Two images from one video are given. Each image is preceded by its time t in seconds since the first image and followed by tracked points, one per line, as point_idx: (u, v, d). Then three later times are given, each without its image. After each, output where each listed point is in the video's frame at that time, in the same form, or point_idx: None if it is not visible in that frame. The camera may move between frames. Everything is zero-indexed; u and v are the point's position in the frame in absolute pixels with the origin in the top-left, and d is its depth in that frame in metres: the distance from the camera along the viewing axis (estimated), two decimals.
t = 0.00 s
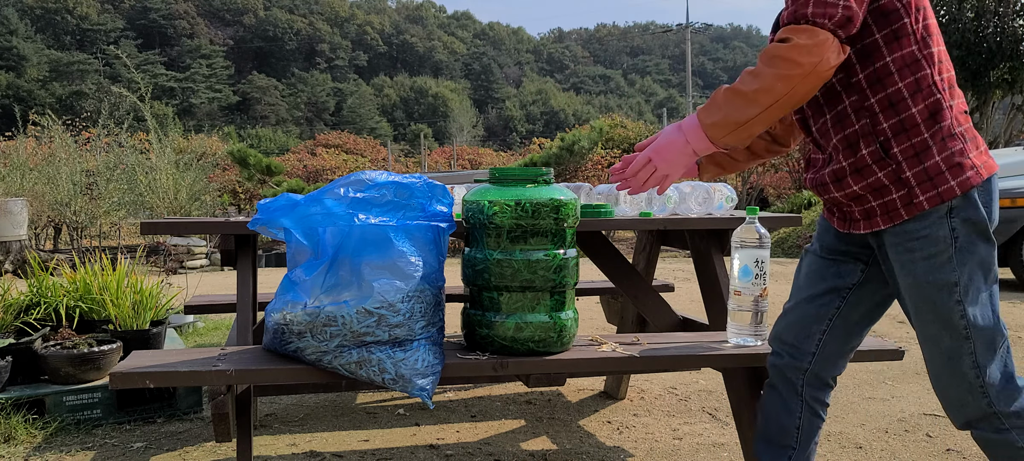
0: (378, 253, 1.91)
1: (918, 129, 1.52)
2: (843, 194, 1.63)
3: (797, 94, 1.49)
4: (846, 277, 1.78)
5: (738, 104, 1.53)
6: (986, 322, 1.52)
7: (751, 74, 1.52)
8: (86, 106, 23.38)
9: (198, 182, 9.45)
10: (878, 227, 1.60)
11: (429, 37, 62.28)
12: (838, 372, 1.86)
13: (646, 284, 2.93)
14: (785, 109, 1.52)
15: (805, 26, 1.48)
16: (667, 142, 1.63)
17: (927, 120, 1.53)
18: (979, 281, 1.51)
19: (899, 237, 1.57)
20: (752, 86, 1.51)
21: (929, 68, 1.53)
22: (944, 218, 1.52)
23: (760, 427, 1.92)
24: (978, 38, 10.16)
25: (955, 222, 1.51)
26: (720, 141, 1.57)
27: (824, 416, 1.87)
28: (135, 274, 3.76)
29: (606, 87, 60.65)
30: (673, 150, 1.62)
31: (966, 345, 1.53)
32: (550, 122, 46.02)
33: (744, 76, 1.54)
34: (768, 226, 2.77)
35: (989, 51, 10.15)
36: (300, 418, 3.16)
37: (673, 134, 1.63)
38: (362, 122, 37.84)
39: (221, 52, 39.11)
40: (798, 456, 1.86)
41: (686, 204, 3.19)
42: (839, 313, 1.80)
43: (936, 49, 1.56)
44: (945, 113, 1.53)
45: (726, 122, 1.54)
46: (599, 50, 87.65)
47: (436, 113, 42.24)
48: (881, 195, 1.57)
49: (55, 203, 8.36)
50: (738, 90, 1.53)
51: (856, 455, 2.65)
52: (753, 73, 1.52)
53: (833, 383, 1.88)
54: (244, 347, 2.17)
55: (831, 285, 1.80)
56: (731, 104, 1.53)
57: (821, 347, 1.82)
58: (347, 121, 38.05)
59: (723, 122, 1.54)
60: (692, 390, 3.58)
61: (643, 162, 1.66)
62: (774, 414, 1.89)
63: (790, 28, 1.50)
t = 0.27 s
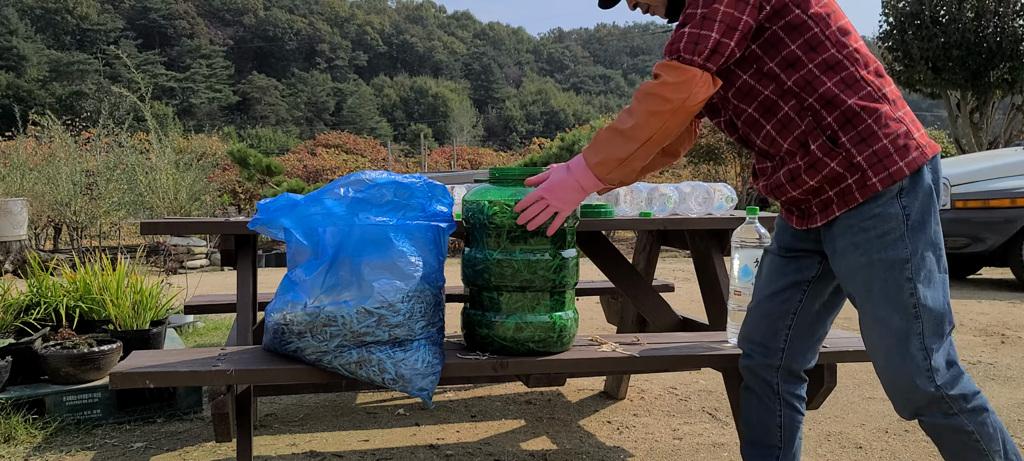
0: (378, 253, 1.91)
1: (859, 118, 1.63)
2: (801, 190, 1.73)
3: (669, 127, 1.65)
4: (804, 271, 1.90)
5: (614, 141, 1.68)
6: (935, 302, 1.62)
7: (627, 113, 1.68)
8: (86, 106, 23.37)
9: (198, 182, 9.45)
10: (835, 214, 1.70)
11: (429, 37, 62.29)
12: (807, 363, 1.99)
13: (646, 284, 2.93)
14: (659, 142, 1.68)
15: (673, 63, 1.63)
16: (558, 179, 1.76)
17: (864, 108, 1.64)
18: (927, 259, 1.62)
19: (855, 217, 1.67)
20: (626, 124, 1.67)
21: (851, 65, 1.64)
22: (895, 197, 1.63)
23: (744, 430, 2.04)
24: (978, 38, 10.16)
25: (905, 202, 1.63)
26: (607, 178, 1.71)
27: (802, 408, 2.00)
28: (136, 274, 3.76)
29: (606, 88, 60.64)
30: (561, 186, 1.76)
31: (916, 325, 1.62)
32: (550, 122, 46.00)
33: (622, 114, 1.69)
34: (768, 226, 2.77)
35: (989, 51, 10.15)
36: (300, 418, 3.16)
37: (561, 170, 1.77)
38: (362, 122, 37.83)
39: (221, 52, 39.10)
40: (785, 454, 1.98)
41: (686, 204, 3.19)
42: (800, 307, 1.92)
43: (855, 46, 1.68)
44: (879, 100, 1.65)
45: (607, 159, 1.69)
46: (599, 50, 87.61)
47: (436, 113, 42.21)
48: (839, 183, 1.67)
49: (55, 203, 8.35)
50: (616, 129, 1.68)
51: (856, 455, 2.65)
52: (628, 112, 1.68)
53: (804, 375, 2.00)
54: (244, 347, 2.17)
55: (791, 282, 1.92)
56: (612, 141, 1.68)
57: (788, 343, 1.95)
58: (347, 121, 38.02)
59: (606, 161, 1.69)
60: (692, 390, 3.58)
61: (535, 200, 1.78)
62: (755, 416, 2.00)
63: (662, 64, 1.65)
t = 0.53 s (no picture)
0: (378, 253, 1.91)
1: (818, 126, 1.63)
2: (770, 199, 1.74)
3: (644, 155, 1.68)
4: (789, 268, 1.89)
5: (588, 168, 1.72)
6: (915, 299, 1.62)
7: (600, 142, 1.70)
8: (86, 106, 23.38)
9: (198, 182, 9.45)
10: (805, 220, 1.71)
11: (429, 37, 62.31)
12: (800, 361, 1.98)
13: (646, 284, 2.93)
14: (635, 168, 1.71)
15: (643, 94, 1.63)
16: (535, 198, 1.81)
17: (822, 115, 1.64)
18: (904, 258, 1.62)
19: (826, 223, 1.67)
20: (599, 153, 1.70)
21: (804, 73, 1.63)
22: (862, 199, 1.63)
23: (740, 430, 2.04)
24: (978, 38, 10.17)
25: (873, 203, 1.63)
26: (584, 201, 1.76)
27: (797, 406, 1.99)
28: (136, 274, 3.76)
29: (606, 88, 60.67)
30: (537, 207, 1.81)
31: (899, 323, 1.62)
32: (550, 122, 46.02)
33: (596, 142, 1.72)
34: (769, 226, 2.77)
35: (989, 51, 10.15)
36: (300, 418, 3.16)
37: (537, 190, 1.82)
38: (362, 122, 37.85)
39: (221, 52, 39.10)
40: (781, 452, 1.97)
41: (686, 204, 3.20)
42: (788, 305, 1.92)
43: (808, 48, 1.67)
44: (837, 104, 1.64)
45: (584, 186, 1.73)
46: (598, 50, 87.62)
47: (436, 113, 42.22)
48: (805, 191, 1.68)
49: (55, 203, 8.35)
50: (590, 157, 1.72)
51: (856, 455, 2.65)
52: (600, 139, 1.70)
53: (798, 372, 2.00)
54: (244, 348, 2.17)
55: (778, 279, 1.92)
56: (587, 169, 1.72)
57: (779, 341, 1.94)
58: (347, 122, 38.03)
59: (583, 186, 1.73)
60: (691, 389, 3.58)
61: (515, 217, 1.84)
62: (750, 415, 2.00)
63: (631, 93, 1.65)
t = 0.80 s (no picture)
0: (378, 253, 1.91)
1: (793, 127, 1.63)
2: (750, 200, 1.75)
3: (639, 156, 1.68)
4: (777, 267, 1.90)
5: (585, 170, 1.71)
6: (895, 297, 1.62)
7: (596, 143, 1.70)
8: (87, 106, 23.38)
9: (198, 182, 9.44)
10: (783, 222, 1.72)
11: (428, 37, 62.32)
12: (798, 360, 1.98)
13: (646, 284, 2.93)
14: (630, 169, 1.70)
15: (637, 95, 1.63)
16: (533, 197, 1.81)
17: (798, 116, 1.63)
18: (883, 257, 1.62)
19: (803, 224, 1.67)
20: (595, 156, 1.70)
21: (780, 72, 1.63)
22: (838, 200, 1.63)
23: (740, 431, 2.04)
24: (978, 38, 10.17)
25: (849, 203, 1.63)
26: (580, 202, 1.76)
27: (796, 406, 1.98)
28: (136, 274, 3.76)
29: (606, 88, 60.65)
30: (535, 208, 1.81)
31: (879, 323, 1.62)
32: (550, 122, 46.03)
33: (592, 144, 1.72)
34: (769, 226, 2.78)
35: (989, 51, 10.15)
36: (300, 418, 3.16)
37: (535, 192, 1.82)
38: (362, 122, 37.84)
39: (221, 52, 39.10)
40: (781, 452, 1.97)
41: (686, 204, 3.20)
42: (781, 305, 1.92)
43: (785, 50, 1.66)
44: (814, 105, 1.64)
45: (582, 188, 1.73)
46: (598, 50, 87.64)
47: (436, 113, 42.21)
48: (782, 191, 1.68)
49: (55, 203, 8.34)
50: (586, 159, 1.71)
51: (856, 455, 2.65)
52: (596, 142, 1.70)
53: (796, 371, 1.99)
54: (244, 347, 2.17)
55: (769, 279, 1.92)
56: (584, 171, 1.71)
57: (775, 342, 1.94)
58: (347, 122, 38.02)
59: (580, 189, 1.73)
60: (691, 390, 3.58)
61: (515, 217, 1.84)
62: (749, 416, 2.00)
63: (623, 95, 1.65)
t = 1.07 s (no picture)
0: (378, 253, 1.91)
1: (792, 127, 1.63)
2: (749, 201, 1.75)
3: (635, 156, 1.68)
4: (780, 268, 1.90)
5: (584, 170, 1.72)
6: (896, 299, 1.61)
7: (594, 144, 1.71)
8: (87, 106, 23.38)
9: (198, 182, 9.45)
10: (783, 223, 1.71)
11: (428, 37, 62.37)
12: (801, 361, 1.98)
13: (646, 285, 2.93)
14: (627, 169, 1.71)
15: (631, 95, 1.64)
16: (533, 197, 1.82)
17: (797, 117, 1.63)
18: (882, 259, 1.61)
19: (803, 226, 1.67)
20: (593, 155, 1.71)
21: (780, 73, 1.63)
22: (838, 201, 1.63)
23: (744, 432, 2.04)
24: (978, 38, 10.17)
25: (849, 204, 1.62)
26: (579, 203, 1.77)
27: (800, 407, 1.98)
28: (136, 274, 3.76)
29: (606, 88, 60.72)
30: (535, 209, 1.81)
31: (879, 324, 1.62)
32: (550, 122, 46.05)
33: (590, 145, 1.72)
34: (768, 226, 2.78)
35: (989, 51, 10.15)
36: (300, 418, 3.16)
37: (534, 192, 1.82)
38: (362, 122, 37.84)
39: (221, 52, 39.10)
40: (783, 453, 1.97)
41: (686, 204, 3.20)
42: (784, 305, 1.92)
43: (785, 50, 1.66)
44: (813, 106, 1.63)
45: (580, 188, 1.74)
46: (598, 50, 87.67)
47: (436, 113, 42.21)
48: (781, 192, 1.68)
49: (55, 203, 8.34)
50: (584, 159, 1.72)
51: (856, 455, 2.65)
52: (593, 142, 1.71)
53: (800, 373, 1.99)
54: (244, 348, 2.17)
55: (772, 280, 1.92)
56: (582, 171, 1.72)
57: (778, 343, 1.94)
58: (347, 122, 38.04)
59: (579, 189, 1.74)
60: (691, 390, 3.58)
61: (515, 216, 1.84)
62: (752, 417, 2.00)
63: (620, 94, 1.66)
